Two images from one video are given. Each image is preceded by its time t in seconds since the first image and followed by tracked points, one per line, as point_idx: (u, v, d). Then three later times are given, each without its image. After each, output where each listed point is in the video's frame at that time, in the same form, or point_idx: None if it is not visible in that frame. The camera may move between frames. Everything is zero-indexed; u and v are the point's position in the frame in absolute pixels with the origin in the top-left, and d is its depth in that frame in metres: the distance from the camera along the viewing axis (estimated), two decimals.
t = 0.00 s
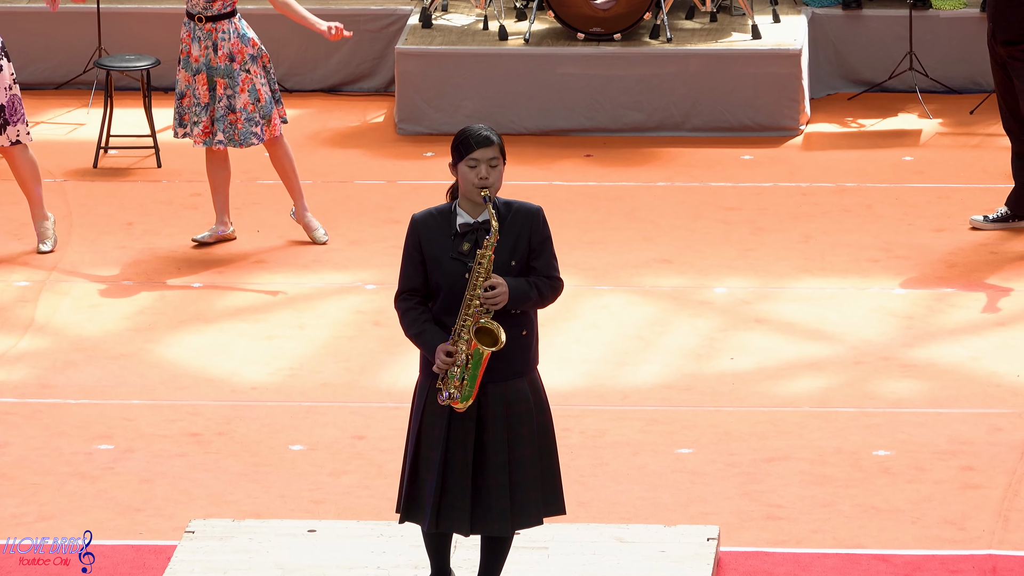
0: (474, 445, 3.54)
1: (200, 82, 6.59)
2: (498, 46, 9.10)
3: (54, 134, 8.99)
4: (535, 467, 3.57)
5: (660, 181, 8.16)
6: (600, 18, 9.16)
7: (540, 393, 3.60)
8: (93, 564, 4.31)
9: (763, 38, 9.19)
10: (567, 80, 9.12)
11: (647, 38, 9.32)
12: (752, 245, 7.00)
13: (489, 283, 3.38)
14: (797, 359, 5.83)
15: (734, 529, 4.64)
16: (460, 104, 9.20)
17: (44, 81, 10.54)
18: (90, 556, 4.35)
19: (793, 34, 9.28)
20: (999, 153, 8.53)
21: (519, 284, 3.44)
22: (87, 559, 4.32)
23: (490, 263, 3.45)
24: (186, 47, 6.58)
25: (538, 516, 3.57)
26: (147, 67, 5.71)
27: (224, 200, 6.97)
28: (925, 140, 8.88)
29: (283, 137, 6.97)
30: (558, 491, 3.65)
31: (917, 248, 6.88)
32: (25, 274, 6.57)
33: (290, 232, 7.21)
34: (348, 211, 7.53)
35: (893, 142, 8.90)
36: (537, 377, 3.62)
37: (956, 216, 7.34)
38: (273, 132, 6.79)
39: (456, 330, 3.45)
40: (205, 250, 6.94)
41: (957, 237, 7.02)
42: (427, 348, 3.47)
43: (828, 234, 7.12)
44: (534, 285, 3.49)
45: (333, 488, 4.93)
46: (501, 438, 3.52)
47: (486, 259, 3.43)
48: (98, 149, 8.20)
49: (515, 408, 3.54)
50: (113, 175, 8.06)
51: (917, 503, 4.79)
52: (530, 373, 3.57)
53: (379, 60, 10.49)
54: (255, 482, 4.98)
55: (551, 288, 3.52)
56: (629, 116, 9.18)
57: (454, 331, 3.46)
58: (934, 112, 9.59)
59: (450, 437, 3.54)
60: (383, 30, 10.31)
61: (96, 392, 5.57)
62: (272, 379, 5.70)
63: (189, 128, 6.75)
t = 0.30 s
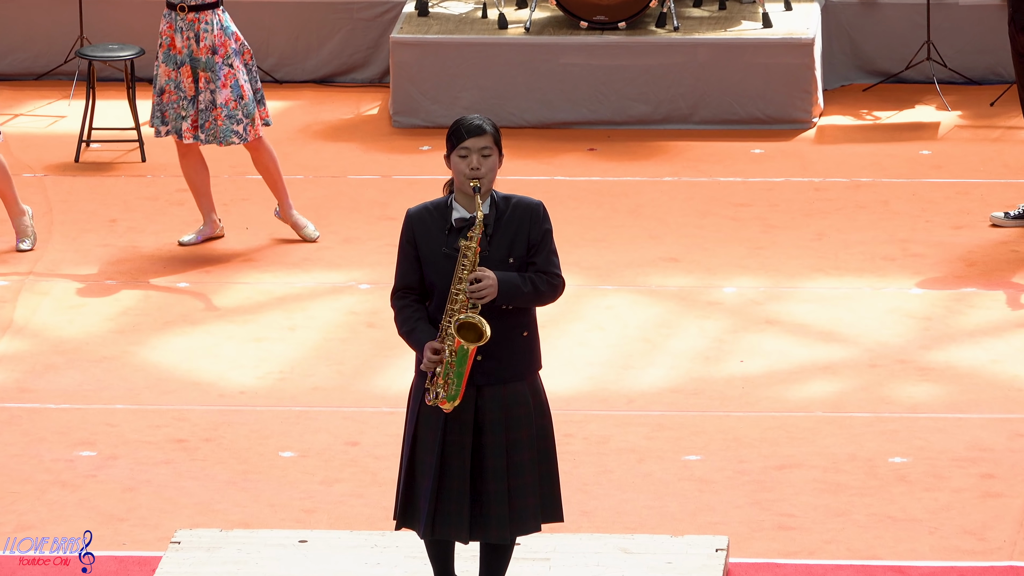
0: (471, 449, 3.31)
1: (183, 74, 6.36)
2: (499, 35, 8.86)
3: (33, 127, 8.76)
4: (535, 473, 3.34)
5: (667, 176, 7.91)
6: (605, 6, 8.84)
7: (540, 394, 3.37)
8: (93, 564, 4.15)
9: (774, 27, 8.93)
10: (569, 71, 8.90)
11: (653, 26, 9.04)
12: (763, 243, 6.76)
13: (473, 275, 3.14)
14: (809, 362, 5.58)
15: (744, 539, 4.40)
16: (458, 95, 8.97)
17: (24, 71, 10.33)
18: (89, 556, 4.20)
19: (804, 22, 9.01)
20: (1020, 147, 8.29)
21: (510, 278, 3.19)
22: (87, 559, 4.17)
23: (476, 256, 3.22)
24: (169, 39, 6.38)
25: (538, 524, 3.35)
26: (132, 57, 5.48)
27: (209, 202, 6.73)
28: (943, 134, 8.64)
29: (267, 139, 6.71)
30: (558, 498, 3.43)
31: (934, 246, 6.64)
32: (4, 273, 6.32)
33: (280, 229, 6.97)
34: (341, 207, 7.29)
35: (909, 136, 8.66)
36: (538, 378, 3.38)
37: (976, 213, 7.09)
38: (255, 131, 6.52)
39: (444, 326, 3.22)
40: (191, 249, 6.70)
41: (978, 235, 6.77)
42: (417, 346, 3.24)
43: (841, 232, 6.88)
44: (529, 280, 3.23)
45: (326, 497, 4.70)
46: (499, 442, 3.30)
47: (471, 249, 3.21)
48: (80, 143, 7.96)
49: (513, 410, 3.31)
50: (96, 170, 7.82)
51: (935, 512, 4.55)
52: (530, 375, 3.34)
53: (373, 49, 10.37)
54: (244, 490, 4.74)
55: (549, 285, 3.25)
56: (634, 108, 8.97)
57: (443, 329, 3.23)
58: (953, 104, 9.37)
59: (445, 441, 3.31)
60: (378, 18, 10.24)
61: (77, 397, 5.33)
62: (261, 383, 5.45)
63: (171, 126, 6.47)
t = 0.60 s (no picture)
0: (462, 455, 3.11)
1: (164, 66, 6.13)
2: (496, 24, 8.61)
3: (12, 121, 8.53)
4: (530, 479, 3.14)
5: (672, 172, 7.68)
6: None
7: (531, 397, 3.17)
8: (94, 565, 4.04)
9: (783, 16, 8.68)
10: (570, 62, 8.66)
11: (656, 15, 8.81)
12: (771, 242, 6.52)
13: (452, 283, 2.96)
14: (821, 366, 5.34)
15: (752, 551, 4.16)
16: (454, 87, 8.75)
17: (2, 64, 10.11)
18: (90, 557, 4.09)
19: (815, 11, 8.76)
20: None
21: (492, 287, 3.01)
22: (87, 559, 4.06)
23: (456, 262, 3.03)
24: (150, 30, 6.15)
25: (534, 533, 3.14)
26: (115, 47, 5.25)
27: (193, 198, 6.49)
28: (960, 128, 8.42)
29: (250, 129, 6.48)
30: (557, 505, 3.21)
31: (950, 245, 6.41)
32: None
33: (268, 228, 6.73)
34: (332, 205, 7.06)
35: (925, 130, 8.43)
36: (529, 379, 3.18)
37: (995, 210, 6.86)
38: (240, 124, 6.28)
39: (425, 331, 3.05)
40: (175, 248, 6.46)
41: (998, 233, 6.54)
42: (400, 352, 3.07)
43: (853, 231, 6.65)
44: (510, 292, 3.05)
45: (315, 507, 4.47)
46: (488, 447, 3.09)
47: (450, 254, 3.02)
48: (58, 138, 7.73)
49: (502, 415, 3.11)
50: (75, 166, 7.59)
51: (951, 524, 4.31)
52: (519, 377, 3.14)
53: (365, 40, 10.18)
54: (230, 500, 4.51)
55: (530, 298, 3.07)
56: (637, 100, 8.75)
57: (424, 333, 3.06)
58: (971, 97, 9.16)
59: (434, 448, 3.10)
60: (369, 7, 10.07)
61: (56, 403, 5.09)
62: (247, 389, 5.22)
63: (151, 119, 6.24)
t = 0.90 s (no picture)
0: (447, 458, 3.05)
1: (151, 56, 5.90)
2: (493, 14, 8.38)
3: None
4: (518, 482, 3.08)
5: (677, 168, 7.45)
6: None
7: (518, 395, 3.11)
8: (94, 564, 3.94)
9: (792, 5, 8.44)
10: (569, 53, 8.44)
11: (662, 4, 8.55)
12: (781, 241, 6.29)
13: (451, 284, 2.92)
14: (833, 370, 5.11)
15: (761, 565, 3.94)
16: (450, 79, 8.53)
17: None
18: (90, 555, 3.97)
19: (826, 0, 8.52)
20: None
21: (488, 283, 2.97)
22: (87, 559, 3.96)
23: (456, 261, 2.96)
24: (134, 18, 5.90)
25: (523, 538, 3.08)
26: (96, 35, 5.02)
27: (178, 190, 6.25)
28: (979, 121, 8.20)
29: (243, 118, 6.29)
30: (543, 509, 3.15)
31: (970, 243, 6.18)
32: None
33: (255, 226, 6.50)
34: (322, 202, 6.83)
35: (943, 124, 8.20)
36: (514, 378, 3.13)
37: (1016, 206, 6.63)
38: (233, 110, 6.12)
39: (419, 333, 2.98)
40: (157, 247, 6.24)
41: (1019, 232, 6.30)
42: (388, 353, 2.99)
43: (867, 229, 6.41)
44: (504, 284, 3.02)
45: (305, 517, 4.24)
46: (476, 450, 3.03)
47: (451, 253, 2.95)
48: (34, 132, 7.50)
49: (490, 415, 3.04)
50: (53, 161, 7.38)
51: (969, 536, 4.08)
52: (506, 375, 3.08)
53: (356, 30, 10.00)
54: (215, 511, 4.28)
55: (522, 288, 3.04)
56: (640, 92, 8.55)
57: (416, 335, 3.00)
58: (990, 89, 8.95)
59: (419, 452, 3.04)
60: None
61: (33, 410, 4.85)
62: (233, 395, 4.98)
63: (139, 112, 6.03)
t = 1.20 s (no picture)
0: (437, 462, 2.96)
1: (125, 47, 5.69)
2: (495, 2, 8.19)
3: None
4: (511, 485, 3.00)
5: (684, 163, 7.22)
6: None
7: (509, 393, 3.04)
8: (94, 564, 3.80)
9: None
10: (572, 42, 8.24)
11: None
12: (794, 239, 6.07)
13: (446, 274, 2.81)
14: (848, 375, 4.88)
15: None
16: (447, 69, 8.34)
17: None
18: (91, 557, 3.82)
19: None
20: None
21: (482, 269, 2.88)
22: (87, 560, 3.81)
23: (449, 249, 2.85)
24: (113, 9, 5.72)
25: (517, 542, 3.01)
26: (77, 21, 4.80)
27: (159, 192, 6.06)
28: (1001, 115, 8.00)
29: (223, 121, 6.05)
30: (533, 511, 3.10)
31: (992, 241, 5.95)
32: None
33: (242, 223, 6.28)
34: (312, 198, 6.61)
35: (964, 117, 8.01)
36: (505, 377, 3.05)
37: None
38: (205, 115, 5.85)
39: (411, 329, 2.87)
40: (139, 246, 6.02)
41: None
42: (376, 352, 2.87)
43: (882, 226, 6.18)
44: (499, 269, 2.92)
45: (294, 529, 4.01)
46: (469, 453, 2.95)
47: (444, 241, 2.84)
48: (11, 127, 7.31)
49: (483, 416, 2.96)
50: (30, 155, 7.18)
51: (992, 549, 3.85)
52: (498, 373, 3.00)
53: (348, 18, 9.97)
54: (199, 522, 4.05)
55: (520, 270, 2.95)
56: (646, 84, 8.37)
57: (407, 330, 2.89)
58: (1011, 80, 8.80)
59: (407, 456, 2.95)
60: None
61: (9, 416, 4.62)
62: (219, 401, 4.76)
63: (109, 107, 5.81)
